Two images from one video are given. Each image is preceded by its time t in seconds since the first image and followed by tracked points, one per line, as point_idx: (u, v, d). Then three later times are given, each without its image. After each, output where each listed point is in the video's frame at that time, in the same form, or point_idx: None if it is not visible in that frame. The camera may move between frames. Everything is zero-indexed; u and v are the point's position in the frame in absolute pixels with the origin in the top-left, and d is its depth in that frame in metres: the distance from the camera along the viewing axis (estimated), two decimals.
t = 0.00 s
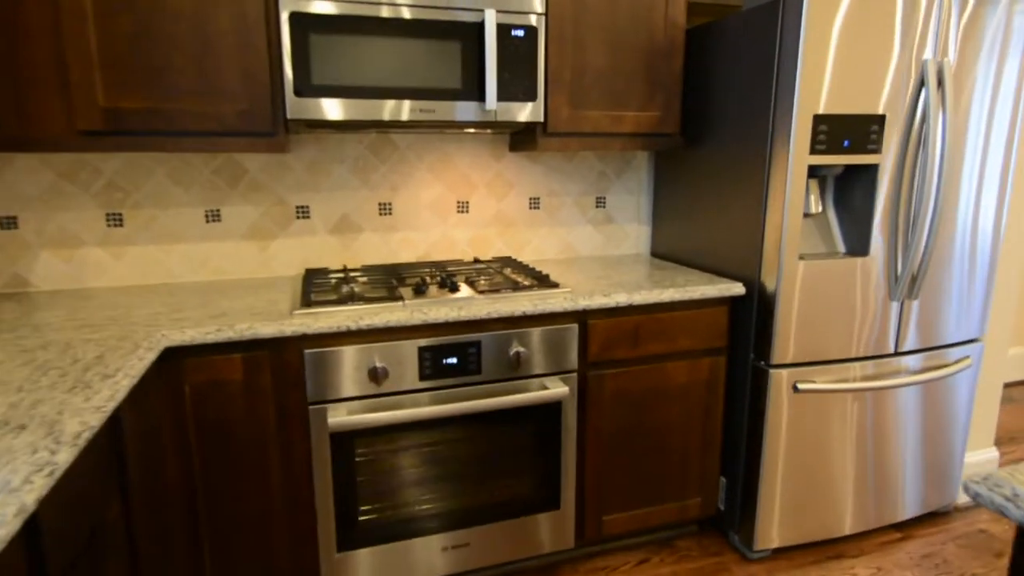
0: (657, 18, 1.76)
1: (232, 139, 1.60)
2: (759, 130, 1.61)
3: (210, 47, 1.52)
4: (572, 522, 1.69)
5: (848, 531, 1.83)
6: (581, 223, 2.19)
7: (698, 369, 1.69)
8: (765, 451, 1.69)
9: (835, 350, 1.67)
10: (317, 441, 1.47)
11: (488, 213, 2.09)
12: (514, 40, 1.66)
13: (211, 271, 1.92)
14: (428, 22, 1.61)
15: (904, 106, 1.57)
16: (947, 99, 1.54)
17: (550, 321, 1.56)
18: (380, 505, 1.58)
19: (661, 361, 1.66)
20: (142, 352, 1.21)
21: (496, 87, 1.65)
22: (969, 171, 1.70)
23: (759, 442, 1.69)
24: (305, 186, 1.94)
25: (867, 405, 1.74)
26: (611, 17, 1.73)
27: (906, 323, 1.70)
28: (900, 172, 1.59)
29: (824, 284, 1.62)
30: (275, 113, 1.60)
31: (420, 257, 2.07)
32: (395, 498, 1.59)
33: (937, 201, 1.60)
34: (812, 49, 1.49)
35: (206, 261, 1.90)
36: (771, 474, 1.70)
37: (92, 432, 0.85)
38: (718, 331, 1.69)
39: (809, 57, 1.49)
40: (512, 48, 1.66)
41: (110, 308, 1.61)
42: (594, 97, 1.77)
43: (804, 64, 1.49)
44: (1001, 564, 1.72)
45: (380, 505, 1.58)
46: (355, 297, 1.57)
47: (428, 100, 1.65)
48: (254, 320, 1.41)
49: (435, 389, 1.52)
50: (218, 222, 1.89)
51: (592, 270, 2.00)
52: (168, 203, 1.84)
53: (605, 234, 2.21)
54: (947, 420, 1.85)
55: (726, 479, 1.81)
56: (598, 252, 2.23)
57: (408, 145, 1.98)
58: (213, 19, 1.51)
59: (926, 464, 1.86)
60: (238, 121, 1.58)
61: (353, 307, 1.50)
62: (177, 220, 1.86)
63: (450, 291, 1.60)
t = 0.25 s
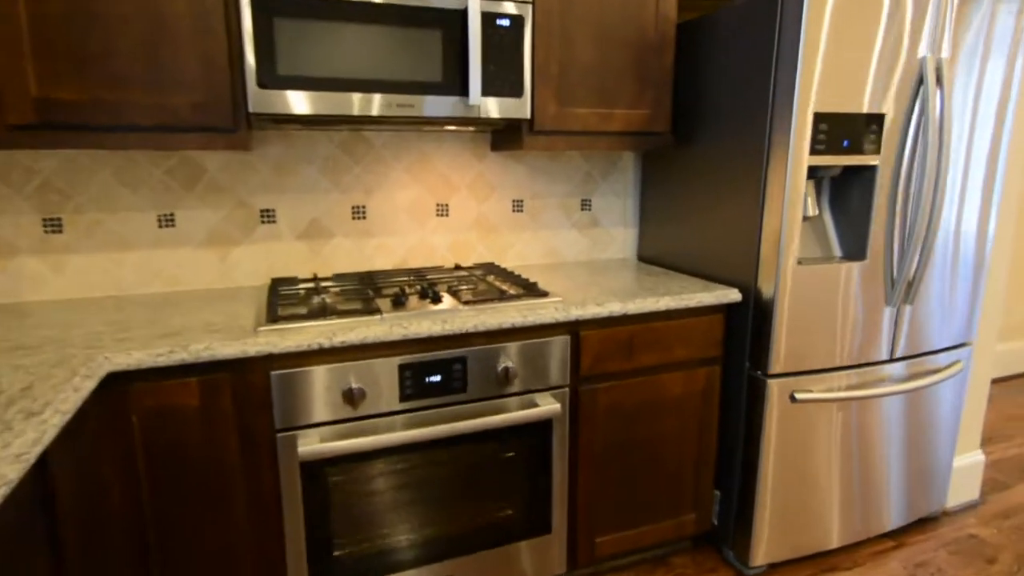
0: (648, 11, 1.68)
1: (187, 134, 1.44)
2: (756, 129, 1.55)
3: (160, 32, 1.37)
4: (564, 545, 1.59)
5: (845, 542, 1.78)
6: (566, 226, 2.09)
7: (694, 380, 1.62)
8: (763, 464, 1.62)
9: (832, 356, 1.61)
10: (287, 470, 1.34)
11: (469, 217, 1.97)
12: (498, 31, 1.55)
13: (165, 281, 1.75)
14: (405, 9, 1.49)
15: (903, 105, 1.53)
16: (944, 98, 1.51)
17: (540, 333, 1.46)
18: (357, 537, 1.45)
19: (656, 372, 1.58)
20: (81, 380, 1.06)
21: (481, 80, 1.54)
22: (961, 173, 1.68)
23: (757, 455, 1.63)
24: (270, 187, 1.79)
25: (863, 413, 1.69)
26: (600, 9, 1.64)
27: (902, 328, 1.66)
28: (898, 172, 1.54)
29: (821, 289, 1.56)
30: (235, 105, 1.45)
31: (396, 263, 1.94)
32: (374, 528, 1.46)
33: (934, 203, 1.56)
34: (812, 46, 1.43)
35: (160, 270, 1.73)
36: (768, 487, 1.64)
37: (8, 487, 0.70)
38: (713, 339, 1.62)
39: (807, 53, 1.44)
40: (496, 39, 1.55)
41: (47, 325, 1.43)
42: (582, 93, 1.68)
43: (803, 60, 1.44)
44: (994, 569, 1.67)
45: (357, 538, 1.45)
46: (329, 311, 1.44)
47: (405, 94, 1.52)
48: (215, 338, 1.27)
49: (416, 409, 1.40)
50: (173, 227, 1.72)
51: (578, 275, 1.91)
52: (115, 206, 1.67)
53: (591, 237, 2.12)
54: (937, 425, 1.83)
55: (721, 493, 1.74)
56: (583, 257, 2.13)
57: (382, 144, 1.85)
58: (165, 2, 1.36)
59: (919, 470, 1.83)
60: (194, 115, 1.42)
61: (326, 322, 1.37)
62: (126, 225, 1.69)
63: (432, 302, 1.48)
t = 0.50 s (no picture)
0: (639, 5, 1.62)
1: (137, 128, 1.29)
2: (751, 129, 1.52)
3: (105, 14, 1.21)
4: (556, 564, 1.52)
5: (832, 547, 1.77)
6: (549, 227, 2.01)
7: (687, 389, 1.57)
8: (755, 472, 1.59)
9: (825, 360, 1.60)
10: (257, 500, 1.23)
11: (449, 218, 1.87)
12: (484, 21, 1.45)
13: (114, 291, 1.59)
14: None
15: (896, 105, 1.53)
16: (937, 100, 1.51)
17: (532, 345, 1.38)
18: (336, 568, 1.35)
19: (649, 381, 1.52)
20: (15, 412, 0.93)
21: (466, 72, 1.45)
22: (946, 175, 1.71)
23: (750, 463, 1.59)
24: (233, 186, 1.65)
25: (853, 416, 1.68)
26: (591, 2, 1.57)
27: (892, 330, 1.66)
28: (891, 172, 1.54)
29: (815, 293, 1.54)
30: (192, 97, 1.31)
31: (371, 269, 1.82)
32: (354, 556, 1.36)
33: (926, 205, 1.56)
34: (809, 45, 1.40)
35: (109, 278, 1.58)
36: (761, 496, 1.60)
37: None
38: (706, 346, 1.57)
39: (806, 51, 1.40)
40: (482, 30, 1.45)
41: None
42: (570, 89, 1.61)
43: (802, 58, 1.41)
44: (975, 568, 1.69)
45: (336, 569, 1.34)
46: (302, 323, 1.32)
47: (384, 87, 1.41)
48: (174, 357, 1.15)
49: (399, 429, 1.30)
50: (122, 230, 1.57)
51: (564, 279, 1.84)
52: (55, 208, 1.50)
53: (575, 239, 2.06)
54: (919, 425, 1.85)
55: (712, 502, 1.70)
56: (567, 259, 2.07)
57: (356, 140, 1.73)
58: None
59: (901, 471, 1.84)
60: (145, 106, 1.27)
61: (299, 337, 1.25)
62: (69, 229, 1.52)
63: (415, 312, 1.38)
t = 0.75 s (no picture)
0: None
1: (94, 122, 1.18)
2: (749, 127, 1.50)
3: None
4: None
5: (821, 548, 1.77)
6: (535, 228, 1.95)
7: (681, 395, 1.53)
8: (749, 478, 1.57)
9: (819, 362, 1.59)
10: (234, 526, 1.15)
11: (434, 218, 1.80)
12: (474, 13, 1.38)
13: (71, 299, 1.48)
14: None
15: (891, 103, 1.53)
16: (933, 98, 1.51)
17: (525, 353, 1.33)
18: None
19: (644, 388, 1.48)
20: None
21: (453, 66, 1.38)
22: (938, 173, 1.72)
23: (744, 469, 1.57)
24: (202, 186, 1.54)
25: (840, 419, 1.68)
26: None
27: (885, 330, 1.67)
28: (884, 171, 1.56)
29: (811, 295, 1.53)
30: (157, 88, 1.21)
31: (351, 273, 1.74)
32: None
33: (920, 204, 1.57)
34: (808, 41, 1.38)
35: (66, 285, 1.46)
36: (754, 502, 1.59)
37: None
38: (701, 351, 1.54)
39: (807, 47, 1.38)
40: (471, 22, 1.39)
41: None
42: (561, 85, 1.55)
43: (802, 56, 1.39)
44: (963, 568, 1.73)
45: None
46: (281, 334, 1.23)
47: (367, 81, 1.33)
48: (140, 376, 1.06)
49: (386, 447, 1.23)
50: (80, 233, 1.45)
51: (552, 279, 1.79)
52: (4, 210, 1.38)
53: (563, 238, 2.00)
54: (906, 424, 1.87)
55: (705, 508, 1.68)
56: (556, 260, 2.01)
57: (336, 135, 1.64)
58: None
59: (887, 470, 1.86)
60: (103, 98, 1.17)
61: (279, 350, 1.17)
62: (19, 233, 1.40)
63: (403, 321, 1.31)
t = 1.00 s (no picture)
0: None
1: (58, 119, 1.11)
2: (745, 127, 1.47)
3: None
4: None
5: (812, 548, 1.78)
6: (527, 228, 1.94)
7: (677, 399, 1.51)
8: (745, 480, 1.56)
9: (814, 363, 1.59)
10: (216, 549, 1.08)
11: (423, 219, 1.78)
12: (465, 9, 1.34)
13: (40, 307, 1.41)
14: None
15: (881, 105, 1.54)
16: (922, 97, 1.52)
17: (521, 360, 1.29)
18: None
19: (640, 393, 1.46)
20: None
21: (444, 63, 1.33)
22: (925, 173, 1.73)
23: (740, 473, 1.55)
24: (178, 187, 1.49)
25: (829, 420, 1.68)
26: None
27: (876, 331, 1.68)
28: (875, 171, 1.56)
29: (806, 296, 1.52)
30: (129, 84, 1.14)
31: (337, 277, 1.71)
32: None
33: (910, 204, 1.57)
34: (802, 40, 1.37)
35: (34, 292, 1.40)
36: (749, 505, 1.58)
37: None
38: (696, 354, 1.52)
39: (801, 46, 1.37)
40: (461, 18, 1.34)
41: None
42: (554, 83, 1.52)
43: (798, 56, 1.37)
44: (951, 564, 1.75)
45: None
46: (265, 344, 1.17)
47: (354, 77, 1.28)
48: (113, 392, 0.99)
49: (378, 460, 1.18)
50: (46, 237, 1.39)
51: (544, 283, 1.75)
52: None
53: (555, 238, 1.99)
54: (894, 421, 1.89)
55: (700, 511, 1.66)
56: (547, 261, 2.01)
57: (319, 133, 1.60)
58: None
59: (876, 468, 1.87)
60: (68, 93, 1.09)
61: (264, 362, 1.11)
62: None
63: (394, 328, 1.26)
